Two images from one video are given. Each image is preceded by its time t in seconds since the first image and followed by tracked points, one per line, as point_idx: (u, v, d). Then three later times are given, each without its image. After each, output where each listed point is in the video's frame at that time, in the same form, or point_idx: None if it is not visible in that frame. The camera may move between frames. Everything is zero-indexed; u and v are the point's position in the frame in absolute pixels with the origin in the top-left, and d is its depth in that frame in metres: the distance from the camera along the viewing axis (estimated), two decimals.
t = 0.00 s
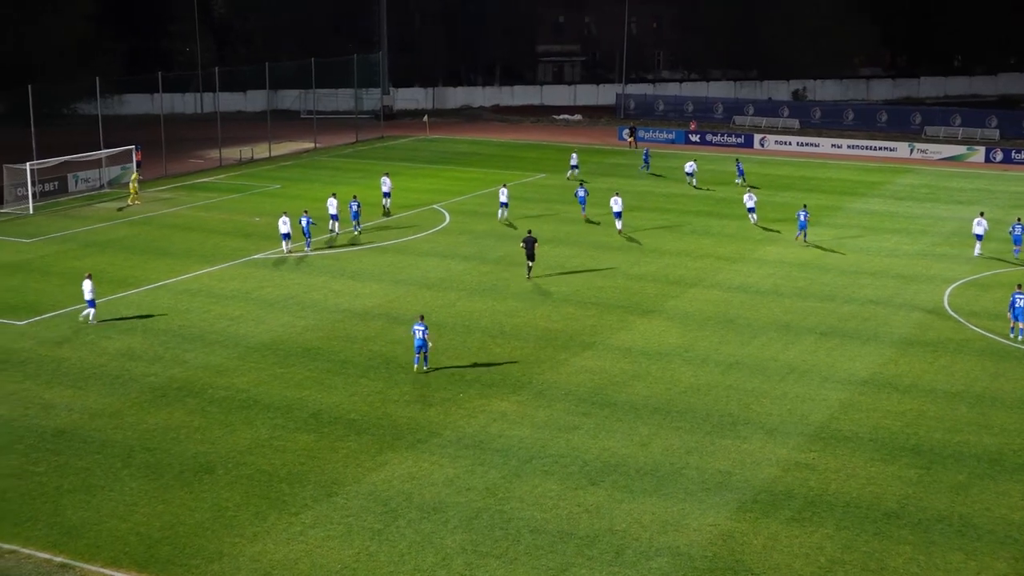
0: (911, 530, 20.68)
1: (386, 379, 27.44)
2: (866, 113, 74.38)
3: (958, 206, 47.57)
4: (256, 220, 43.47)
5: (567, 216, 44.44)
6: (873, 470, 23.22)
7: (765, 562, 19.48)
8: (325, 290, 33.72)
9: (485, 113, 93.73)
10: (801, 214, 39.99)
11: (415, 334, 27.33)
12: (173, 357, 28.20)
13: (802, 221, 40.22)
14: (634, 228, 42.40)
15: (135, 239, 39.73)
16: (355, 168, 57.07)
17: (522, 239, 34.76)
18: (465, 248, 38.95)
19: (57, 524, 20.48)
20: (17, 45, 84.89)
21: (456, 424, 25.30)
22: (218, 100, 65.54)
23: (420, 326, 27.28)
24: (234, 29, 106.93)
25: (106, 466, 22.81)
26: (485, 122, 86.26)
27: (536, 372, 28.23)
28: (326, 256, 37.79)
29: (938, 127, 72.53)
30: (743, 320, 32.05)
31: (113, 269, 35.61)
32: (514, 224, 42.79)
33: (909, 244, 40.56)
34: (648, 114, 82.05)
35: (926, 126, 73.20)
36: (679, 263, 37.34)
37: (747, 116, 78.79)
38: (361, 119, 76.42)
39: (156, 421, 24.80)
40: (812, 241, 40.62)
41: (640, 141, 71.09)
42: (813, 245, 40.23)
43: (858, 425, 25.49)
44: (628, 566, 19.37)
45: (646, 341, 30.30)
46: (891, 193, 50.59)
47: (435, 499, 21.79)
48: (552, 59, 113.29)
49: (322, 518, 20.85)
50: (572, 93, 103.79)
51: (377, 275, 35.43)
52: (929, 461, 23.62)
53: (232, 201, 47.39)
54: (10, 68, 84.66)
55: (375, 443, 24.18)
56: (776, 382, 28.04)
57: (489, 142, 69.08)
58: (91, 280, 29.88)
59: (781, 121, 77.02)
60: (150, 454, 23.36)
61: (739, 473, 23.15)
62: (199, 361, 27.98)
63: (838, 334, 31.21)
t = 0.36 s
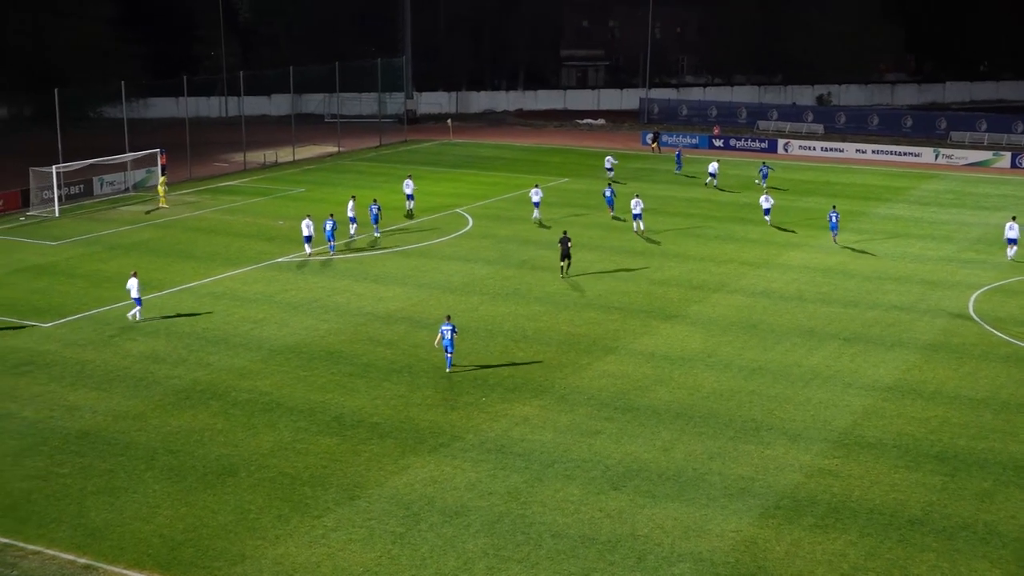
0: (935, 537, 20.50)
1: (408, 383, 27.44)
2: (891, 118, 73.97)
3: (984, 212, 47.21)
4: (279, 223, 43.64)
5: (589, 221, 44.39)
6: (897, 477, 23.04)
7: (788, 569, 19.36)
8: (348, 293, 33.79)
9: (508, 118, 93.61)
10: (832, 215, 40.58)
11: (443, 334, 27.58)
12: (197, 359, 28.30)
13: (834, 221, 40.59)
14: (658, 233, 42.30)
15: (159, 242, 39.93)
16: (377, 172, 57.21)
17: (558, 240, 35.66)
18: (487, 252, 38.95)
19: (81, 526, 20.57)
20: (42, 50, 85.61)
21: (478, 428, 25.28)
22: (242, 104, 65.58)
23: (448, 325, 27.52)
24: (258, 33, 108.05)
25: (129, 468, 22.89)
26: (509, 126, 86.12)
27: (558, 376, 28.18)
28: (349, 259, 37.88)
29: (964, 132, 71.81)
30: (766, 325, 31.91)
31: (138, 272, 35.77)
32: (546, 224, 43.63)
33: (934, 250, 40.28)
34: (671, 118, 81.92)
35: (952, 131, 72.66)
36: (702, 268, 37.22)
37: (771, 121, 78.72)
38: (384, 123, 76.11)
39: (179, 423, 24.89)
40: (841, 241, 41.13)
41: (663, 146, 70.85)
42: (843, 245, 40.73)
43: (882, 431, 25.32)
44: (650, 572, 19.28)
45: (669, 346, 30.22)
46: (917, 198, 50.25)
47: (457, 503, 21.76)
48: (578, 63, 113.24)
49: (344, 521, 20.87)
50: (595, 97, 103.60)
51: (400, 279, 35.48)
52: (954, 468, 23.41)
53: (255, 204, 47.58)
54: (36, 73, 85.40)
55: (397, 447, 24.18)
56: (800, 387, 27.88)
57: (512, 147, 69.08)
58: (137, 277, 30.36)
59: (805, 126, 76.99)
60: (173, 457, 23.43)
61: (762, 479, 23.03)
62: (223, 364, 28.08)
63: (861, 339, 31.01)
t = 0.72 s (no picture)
0: (956, 544, 20.33)
1: (428, 387, 27.42)
2: (914, 123, 73.45)
3: (1007, 217, 46.83)
4: (299, 227, 43.76)
5: (609, 225, 44.31)
6: (919, 483, 22.87)
7: None
8: (368, 297, 33.84)
9: (529, 122, 93.54)
10: (859, 216, 40.98)
11: (465, 334, 27.82)
12: (217, 362, 28.41)
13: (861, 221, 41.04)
14: (678, 237, 42.20)
15: (180, 245, 40.10)
16: (396, 176, 57.30)
17: (592, 241, 36.09)
18: (507, 256, 38.93)
19: (102, 528, 20.63)
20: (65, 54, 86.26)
21: (497, 432, 25.24)
22: (264, 109, 65.81)
23: (469, 324, 27.89)
24: (280, 38, 109.38)
25: (149, 470, 22.98)
26: (529, 130, 86.14)
27: (578, 381, 28.12)
28: (368, 263, 37.93)
29: (987, 137, 71.08)
30: (787, 330, 31.75)
31: (159, 275, 35.92)
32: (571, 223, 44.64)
33: (957, 255, 39.99)
34: (692, 123, 82.02)
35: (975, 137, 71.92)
36: (723, 273, 37.08)
37: (793, 126, 78.77)
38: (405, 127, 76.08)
39: (199, 426, 24.96)
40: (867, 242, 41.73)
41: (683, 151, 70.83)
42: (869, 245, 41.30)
43: (904, 438, 25.13)
44: None
45: (689, 351, 30.13)
46: (939, 204, 49.90)
47: (476, 507, 21.74)
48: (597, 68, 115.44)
49: (363, 525, 20.88)
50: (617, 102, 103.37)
51: (420, 282, 35.50)
52: (976, 475, 23.20)
53: (274, 208, 47.73)
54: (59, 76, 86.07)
55: (416, 451, 24.18)
56: (820, 393, 27.72)
57: (532, 151, 69.09)
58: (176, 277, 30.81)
59: (827, 131, 76.80)
60: (193, 459, 23.51)
61: (782, 485, 22.90)
62: (242, 367, 28.15)
63: (882, 345, 30.82)
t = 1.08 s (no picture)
0: (972, 550, 20.20)
1: (442, 391, 27.42)
2: (930, 128, 72.99)
3: None
4: (314, 230, 43.86)
5: (624, 230, 44.26)
6: (935, 489, 22.74)
7: None
8: (383, 300, 33.88)
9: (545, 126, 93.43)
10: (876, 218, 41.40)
11: (482, 333, 28.26)
12: (233, 365, 28.47)
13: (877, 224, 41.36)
14: (694, 242, 42.13)
15: (196, 249, 40.22)
16: (410, 180, 57.38)
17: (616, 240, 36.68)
18: (521, 260, 38.93)
19: (117, 531, 20.68)
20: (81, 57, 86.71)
21: (511, 436, 25.22)
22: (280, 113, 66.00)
23: (485, 325, 28.12)
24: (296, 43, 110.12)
25: (164, 473, 23.03)
26: (544, 134, 86.18)
27: (592, 385, 28.06)
28: (383, 266, 37.98)
29: (1005, 142, 70.64)
30: (802, 335, 31.64)
31: (174, 278, 36.03)
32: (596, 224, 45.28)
33: (973, 260, 39.79)
34: (708, 127, 81.90)
35: (992, 142, 71.49)
36: (738, 277, 36.99)
37: (808, 130, 78.46)
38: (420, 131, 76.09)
39: (214, 429, 25.01)
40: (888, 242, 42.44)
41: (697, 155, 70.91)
42: (890, 245, 41.98)
43: (920, 443, 24.99)
44: None
45: (703, 355, 30.06)
46: (956, 208, 49.67)
47: (490, 511, 21.72)
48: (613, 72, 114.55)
49: (377, 528, 20.87)
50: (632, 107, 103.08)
51: (434, 286, 35.51)
52: (992, 481, 23.07)
53: (289, 212, 47.85)
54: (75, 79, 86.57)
55: (430, 455, 24.18)
56: (835, 398, 27.61)
57: (546, 155, 69.09)
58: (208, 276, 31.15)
59: (843, 136, 76.62)
60: (208, 462, 23.56)
61: (797, 490, 22.80)
62: (257, 370, 28.18)
63: (898, 350, 30.69)
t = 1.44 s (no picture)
0: (985, 556, 20.09)
1: (453, 394, 27.38)
2: (943, 132, 72.80)
3: None
4: (324, 233, 43.90)
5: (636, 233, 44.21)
6: (947, 494, 22.63)
7: None
8: (393, 303, 33.87)
9: (557, 129, 93.35)
10: (886, 220, 41.62)
11: (493, 333, 28.44)
12: (244, 368, 28.50)
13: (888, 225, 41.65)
14: (706, 245, 42.07)
15: (208, 252, 40.25)
16: (421, 183, 57.40)
17: (638, 240, 37.13)
18: (533, 263, 38.88)
19: (129, 533, 20.70)
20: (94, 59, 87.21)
21: (523, 439, 25.19)
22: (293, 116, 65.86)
23: (497, 326, 28.36)
24: (309, 46, 110.27)
25: (176, 475, 23.05)
26: (557, 138, 86.18)
27: (604, 389, 27.99)
28: (394, 269, 37.99)
29: (1019, 146, 70.26)
30: (814, 339, 31.54)
31: (186, 281, 36.07)
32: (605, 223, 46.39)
33: (987, 264, 39.64)
34: (720, 131, 81.70)
35: (1005, 145, 71.10)
36: (750, 281, 36.90)
37: (821, 133, 78.13)
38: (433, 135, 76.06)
39: (225, 432, 25.03)
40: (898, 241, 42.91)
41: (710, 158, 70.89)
42: (899, 245, 42.47)
43: (933, 448, 24.89)
44: None
45: (715, 359, 29.99)
46: (969, 212, 49.47)
47: (502, 515, 21.68)
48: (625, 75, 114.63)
49: (389, 531, 20.86)
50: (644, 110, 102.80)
51: (446, 289, 35.51)
52: (1005, 486, 22.94)
53: (300, 215, 47.89)
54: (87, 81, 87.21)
55: (442, 458, 24.16)
56: (847, 402, 27.51)
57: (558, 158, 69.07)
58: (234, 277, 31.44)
59: (855, 139, 76.48)
60: (220, 464, 23.58)
61: (808, 494, 22.71)
62: (268, 373, 28.20)
63: (910, 354, 30.58)
